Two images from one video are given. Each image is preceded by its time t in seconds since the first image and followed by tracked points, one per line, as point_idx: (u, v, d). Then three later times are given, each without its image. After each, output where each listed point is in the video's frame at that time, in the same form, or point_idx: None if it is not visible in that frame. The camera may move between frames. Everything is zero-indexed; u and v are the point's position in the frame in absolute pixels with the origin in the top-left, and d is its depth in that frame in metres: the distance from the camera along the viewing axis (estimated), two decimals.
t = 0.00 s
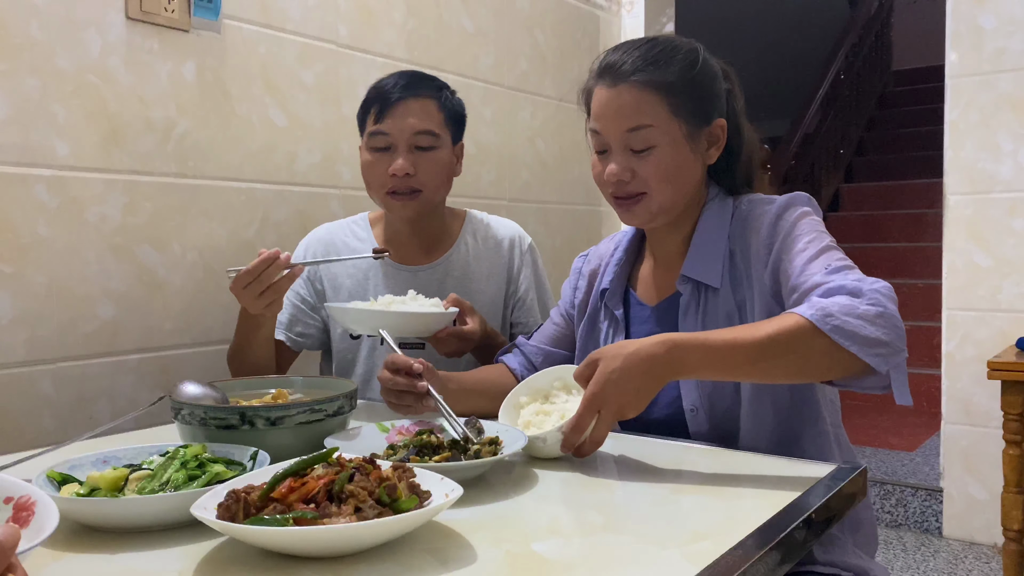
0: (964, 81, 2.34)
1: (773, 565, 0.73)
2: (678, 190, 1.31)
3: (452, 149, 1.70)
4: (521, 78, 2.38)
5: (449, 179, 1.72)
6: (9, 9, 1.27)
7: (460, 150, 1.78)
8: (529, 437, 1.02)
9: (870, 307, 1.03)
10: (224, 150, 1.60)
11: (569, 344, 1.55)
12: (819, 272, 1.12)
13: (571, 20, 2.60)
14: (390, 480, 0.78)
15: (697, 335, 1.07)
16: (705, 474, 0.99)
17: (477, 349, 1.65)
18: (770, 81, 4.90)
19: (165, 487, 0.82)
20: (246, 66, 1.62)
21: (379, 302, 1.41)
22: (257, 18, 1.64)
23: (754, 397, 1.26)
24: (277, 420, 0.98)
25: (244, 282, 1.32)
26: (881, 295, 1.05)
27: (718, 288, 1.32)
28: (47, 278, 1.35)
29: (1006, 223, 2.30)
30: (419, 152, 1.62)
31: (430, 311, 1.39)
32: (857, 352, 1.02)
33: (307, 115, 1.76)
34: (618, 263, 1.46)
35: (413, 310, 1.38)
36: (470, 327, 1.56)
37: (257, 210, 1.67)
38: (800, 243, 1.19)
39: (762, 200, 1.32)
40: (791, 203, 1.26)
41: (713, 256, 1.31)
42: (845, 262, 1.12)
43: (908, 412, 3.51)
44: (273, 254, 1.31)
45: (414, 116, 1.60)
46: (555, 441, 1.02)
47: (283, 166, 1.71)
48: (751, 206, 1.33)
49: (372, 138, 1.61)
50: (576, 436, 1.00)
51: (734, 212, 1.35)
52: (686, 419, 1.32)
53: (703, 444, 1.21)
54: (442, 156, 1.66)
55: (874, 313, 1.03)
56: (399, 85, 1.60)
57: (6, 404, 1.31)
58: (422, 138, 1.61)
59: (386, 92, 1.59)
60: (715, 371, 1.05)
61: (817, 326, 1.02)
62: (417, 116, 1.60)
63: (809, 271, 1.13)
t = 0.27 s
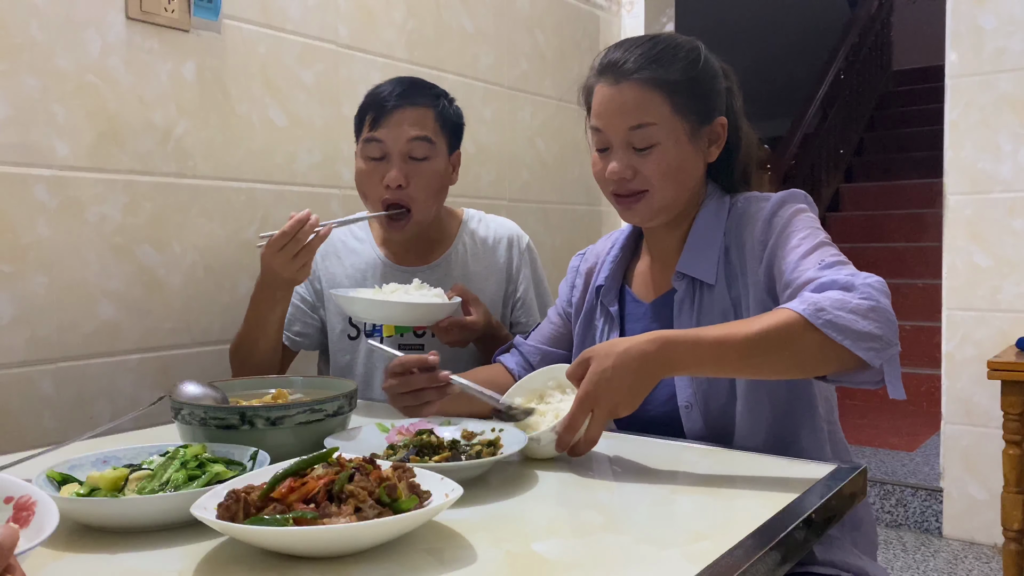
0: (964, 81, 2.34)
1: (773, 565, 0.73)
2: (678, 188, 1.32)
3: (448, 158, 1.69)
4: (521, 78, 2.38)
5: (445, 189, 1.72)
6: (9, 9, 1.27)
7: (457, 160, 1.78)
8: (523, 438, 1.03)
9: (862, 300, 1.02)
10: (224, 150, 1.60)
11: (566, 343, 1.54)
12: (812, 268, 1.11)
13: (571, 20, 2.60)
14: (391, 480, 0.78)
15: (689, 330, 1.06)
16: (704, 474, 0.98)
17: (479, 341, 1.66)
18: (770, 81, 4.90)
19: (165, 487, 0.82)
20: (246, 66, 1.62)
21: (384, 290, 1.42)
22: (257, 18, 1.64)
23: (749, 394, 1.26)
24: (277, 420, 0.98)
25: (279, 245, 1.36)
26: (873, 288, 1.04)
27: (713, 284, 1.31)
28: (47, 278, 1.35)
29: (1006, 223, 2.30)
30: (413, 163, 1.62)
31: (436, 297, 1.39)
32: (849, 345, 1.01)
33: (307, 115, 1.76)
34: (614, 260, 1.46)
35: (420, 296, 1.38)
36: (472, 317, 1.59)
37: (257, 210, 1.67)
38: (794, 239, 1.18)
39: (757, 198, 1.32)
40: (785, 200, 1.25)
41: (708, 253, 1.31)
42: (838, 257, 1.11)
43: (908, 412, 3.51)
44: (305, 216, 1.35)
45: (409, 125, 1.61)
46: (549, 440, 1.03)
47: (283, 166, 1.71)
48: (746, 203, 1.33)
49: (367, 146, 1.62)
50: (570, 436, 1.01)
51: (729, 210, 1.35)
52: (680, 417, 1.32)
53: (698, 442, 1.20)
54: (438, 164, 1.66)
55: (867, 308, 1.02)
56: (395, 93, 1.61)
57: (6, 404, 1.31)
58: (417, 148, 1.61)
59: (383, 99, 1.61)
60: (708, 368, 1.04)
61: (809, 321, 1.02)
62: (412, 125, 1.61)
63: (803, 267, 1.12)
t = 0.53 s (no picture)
0: (964, 81, 2.34)
1: (773, 565, 0.73)
2: (684, 191, 1.32)
3: (462, 156, 1.69)
4: (521, 77, 2.38)
5: (458, 187, 1.71)
6: (10, 9, 1.27)
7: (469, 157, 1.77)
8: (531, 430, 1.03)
9: (871, 302, 1.03)
10: (225, 150, 1.60)
11: (566, 347, 1.55)
12: (821, 269, 1.12)
13: (571, 20, 2.60)
14: (391, 480, 0.78)
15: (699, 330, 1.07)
16: (704, 474, 0.98)
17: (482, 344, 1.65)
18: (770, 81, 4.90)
19: (165, 487, 0.82)
20: (246, 66, 1.62)
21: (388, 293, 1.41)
22: (257, 18, 1.64)
23: (754, 394, 1.26)
24: (277, 420, 0.98)
25: (254, 272, 1.35)
26: (883, 291, 1.05)
27: (718, 285, 1.32)
28: (47, 278, 1.35)
29: (1006, 223, 2.30)
30: (431, 160, 1.61)
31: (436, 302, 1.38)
32: (859, 347, 1.01)
33: (307, 115, 1.76)
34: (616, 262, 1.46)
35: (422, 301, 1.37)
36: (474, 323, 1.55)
37: (257, 210, 1.67)
38: (802, 240, 1.19)
39: (763, 200, 1.33)
40: (792, 203, 1.27)
41: (714, 253, 1.32)
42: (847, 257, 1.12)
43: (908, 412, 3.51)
44: (277, 241, 1.34)
45: (427, 123, 1.59)
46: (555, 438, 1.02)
47: (283, 165, 1.71)
48: (751, 206, 1.34)
49: (384, 144, 1.60)
50: (578, 430, 1.00)
51: (734, 212, 1.36)
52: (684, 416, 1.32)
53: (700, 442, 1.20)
54: (454, 164, 1.65)
55: (877, 309, 1.03)
56: (411, 92, 1.58)
57: (6, 403, 1.31)
58: (435, 145, 1.60)
59: (400, 98, 1.58)
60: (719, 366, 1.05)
61: (818, 320, 1.02)
62: (431, 123, 1.59)
63: (812, 268, 1.13)
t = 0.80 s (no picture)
0: (963, 81, 2.34)
1: (773, 565, 0.73)
2: (698, 193, 1.33)
3: (468, 154, 1.69)
4: (521, 77, 2.38)
5: (463, 185, 1.72)
6: (10, 9, 1.27)
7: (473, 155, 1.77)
8: (541, 415, 1.04)
9: (895, 341, 1.09)
10: (225, 150, 1.60)
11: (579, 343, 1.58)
12: (845, 297, 1.17)
13: (571, 20, 2.60)
14: (390, 480, 0.78)
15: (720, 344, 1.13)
16: (704, 474, 0.98)
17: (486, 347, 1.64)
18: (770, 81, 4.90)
19: (165, 487, 0.82)
20: (246, 66, 1.62)
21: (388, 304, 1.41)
22: (257, 18, 1.64)
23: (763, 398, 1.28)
24: (277, 420, 0.98)
25: (259, 268, 1.35)
26: (906, 329, 1.10)
27: (735, 289, 1.34)
28: (46, 278, 1.35)
29: (1006, 223, 2.30)
30: (438, 156, 1.62)
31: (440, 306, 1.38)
32: (877, 383, 1.08)
33: (307, 115, 1.76)
34: (629, 260, 1.48)
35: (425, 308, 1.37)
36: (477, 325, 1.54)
37: (257, 211, 1.67)
38: (827, 260, 1.24)
39: (787, 209, 1.35)
40: (818, 217, 1.30)
41: (732, 258, 1.33)
42: (870, 287, 1.18)
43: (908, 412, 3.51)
44: (289, 244, 1.34)
45: (434, 120, 1.59)
46: (563, 432, 1.03)
47: (283, 165, 1.71)
48: (772, 214, 1.36)
49: (391, 139, 1.60)
50: (590, 417, 1.03)
51: (754, 218, 1.38)
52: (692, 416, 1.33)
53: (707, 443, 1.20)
54: (459, 160, 1.66)
55: (899, 348, 1.09)
56: (418, 89, 1.58)
57: (6, 403, 1.31)
58: (442, 141, 1.61)
59: (406, 96, 1.57)
60: (739, 380, 1.11)
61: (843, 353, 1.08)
62: (438, 120, 1.59)
63: (836, 295, 1.19)
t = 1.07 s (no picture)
0: (963, 82, 2.34)
1: (773, 565, 0.73)
2: (712, 195, 1.34)
3: (465, 161, 1.69)
4: (521, 77, 2.38)
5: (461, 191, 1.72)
6: (10, 9, 1.27)
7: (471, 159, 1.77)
8: (551, 416, 1.05)
9: (907, 377, 1.10)
10: (225, 150, 1.60)
11: (598, 342, 1.62)
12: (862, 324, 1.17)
13: (571, 20, 2.60)
14: (390, 480, 0.78)
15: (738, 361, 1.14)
16: (706, 474, 0.99)
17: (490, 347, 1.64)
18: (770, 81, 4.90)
19: (165, 487, 0.82)
20: (246, 66, 1.62)
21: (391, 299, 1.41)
22: (257, 18, 1.64)
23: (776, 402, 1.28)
24: (277, 420, 0.98)
25: (263, 266, 1.37)
26: (920, 365, 1.11)
27: (756, 297, 1.32)
28: (46, 278, 1.35)
29: (1006, 223, 2.30)
30: (434, 169, 1.62)
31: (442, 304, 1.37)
32: (885, 417, 1.09)
33: (307, 115, 1.76)
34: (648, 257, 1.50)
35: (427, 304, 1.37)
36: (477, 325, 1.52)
37: (257, 211, 1.67)
38: (848, 281, 1.23)
39: (815, 222, 1.33)
40: (845, 235, 1.28)
41: (753, 265, 1.32)
42: (890, 316, 1.18)
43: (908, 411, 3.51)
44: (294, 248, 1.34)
45: (431, 133, 1.59)
46: (571, 431, 1.04)
47: (283, 165, 1.71)
48: (797, 224, 1.35)
49: (387, 151, 1.60)
50: (598, 421, 1.03)
51: (778, 227, 1.36)
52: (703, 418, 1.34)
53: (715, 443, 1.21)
54: (456, 171, 1.66)
55: (910, 384, 1.10)
56: (416, 101, 1.58)
57: (6, 403, 1.31)
58: (438, 155, 1.61)
59: (405, 106, 1.57)
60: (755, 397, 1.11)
61: (855, 383, 1.09)
62: (434, 133, 1.59)
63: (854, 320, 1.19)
